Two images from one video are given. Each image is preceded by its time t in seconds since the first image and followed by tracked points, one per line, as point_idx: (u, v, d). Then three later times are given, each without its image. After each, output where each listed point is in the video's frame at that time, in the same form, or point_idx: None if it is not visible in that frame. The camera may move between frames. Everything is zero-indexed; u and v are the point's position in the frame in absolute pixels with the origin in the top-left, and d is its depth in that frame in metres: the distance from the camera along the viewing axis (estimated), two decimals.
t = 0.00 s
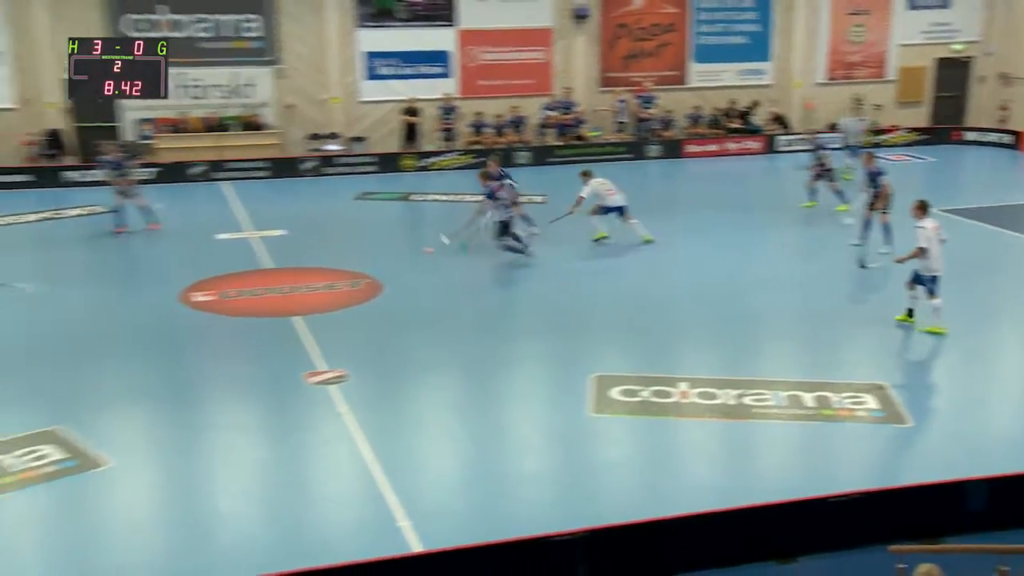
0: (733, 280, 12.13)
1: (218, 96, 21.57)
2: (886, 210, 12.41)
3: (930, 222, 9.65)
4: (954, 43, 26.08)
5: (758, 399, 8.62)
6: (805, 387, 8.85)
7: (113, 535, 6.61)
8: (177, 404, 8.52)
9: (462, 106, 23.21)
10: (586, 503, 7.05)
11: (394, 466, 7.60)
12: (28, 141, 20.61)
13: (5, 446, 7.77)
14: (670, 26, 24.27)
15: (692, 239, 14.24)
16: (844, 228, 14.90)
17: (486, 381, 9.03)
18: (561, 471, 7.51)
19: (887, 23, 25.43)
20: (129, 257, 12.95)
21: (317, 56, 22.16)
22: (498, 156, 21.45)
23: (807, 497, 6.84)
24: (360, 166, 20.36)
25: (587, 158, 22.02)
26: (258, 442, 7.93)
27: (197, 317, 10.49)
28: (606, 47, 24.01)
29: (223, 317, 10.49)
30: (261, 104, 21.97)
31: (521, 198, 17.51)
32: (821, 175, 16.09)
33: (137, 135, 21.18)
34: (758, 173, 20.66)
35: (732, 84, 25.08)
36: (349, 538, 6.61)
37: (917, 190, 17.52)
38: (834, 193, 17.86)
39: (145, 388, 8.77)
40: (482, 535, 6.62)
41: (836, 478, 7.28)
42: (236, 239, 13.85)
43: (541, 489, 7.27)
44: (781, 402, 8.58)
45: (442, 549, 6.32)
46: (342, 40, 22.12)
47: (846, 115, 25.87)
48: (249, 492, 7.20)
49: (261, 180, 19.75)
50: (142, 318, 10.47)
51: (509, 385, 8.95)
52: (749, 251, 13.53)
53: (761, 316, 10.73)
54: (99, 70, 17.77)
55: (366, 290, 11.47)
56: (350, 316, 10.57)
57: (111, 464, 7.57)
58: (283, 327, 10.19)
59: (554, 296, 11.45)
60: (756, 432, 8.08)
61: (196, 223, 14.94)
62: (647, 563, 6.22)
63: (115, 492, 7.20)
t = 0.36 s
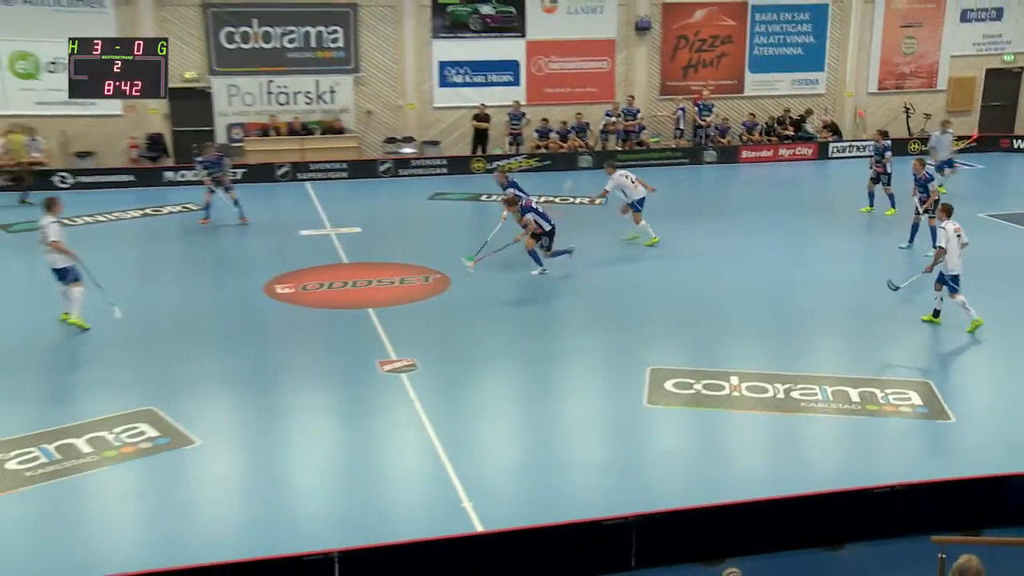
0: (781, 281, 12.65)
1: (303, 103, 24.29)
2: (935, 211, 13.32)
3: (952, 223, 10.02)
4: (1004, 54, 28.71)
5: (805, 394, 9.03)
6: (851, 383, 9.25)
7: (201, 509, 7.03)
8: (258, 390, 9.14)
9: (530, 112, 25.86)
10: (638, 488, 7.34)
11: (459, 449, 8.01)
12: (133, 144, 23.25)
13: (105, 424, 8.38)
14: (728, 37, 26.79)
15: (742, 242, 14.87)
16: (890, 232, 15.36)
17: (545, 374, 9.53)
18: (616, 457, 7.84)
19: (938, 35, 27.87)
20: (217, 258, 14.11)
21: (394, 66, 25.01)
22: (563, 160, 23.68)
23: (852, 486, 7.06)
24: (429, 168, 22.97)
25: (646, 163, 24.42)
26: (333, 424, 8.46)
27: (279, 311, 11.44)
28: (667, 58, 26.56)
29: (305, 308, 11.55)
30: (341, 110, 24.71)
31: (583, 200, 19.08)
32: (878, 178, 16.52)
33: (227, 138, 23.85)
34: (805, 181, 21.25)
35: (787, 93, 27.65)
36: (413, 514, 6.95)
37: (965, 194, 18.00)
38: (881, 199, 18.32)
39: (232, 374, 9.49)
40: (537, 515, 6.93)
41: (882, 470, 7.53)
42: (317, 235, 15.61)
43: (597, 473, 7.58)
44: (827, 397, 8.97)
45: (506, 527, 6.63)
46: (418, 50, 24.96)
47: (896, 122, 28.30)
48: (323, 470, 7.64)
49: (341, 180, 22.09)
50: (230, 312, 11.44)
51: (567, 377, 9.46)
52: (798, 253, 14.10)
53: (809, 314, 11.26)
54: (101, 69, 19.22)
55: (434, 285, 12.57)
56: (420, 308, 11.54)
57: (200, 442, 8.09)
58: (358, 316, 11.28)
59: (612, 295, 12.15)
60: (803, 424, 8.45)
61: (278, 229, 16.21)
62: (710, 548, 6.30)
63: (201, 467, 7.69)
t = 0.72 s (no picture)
0: (804, 283, 12.64)
1: (329, 104, 25.03)
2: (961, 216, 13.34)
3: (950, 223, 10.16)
4: None
5: (829, 396, 9.00)
6: (875, 386, 9.22)
7: (224, 507, 7.01)
8: (282, 389, 9.20)
9: (553, 114, 26.46)
10: (661, 489, 7.29)
11: (481, 448, 7.99)
12: (161, 144, 24.26)
13: (132, 421, 8.45)
14: (752, 39, 27.09)
15: (768, 243, 14.94)
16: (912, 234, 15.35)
17: (567, 375, 9.54)
18: (639, 458, 7.80)
19: (965, 37, 28.02)
20: (243, 256, 14.29)
21: (419, 66, 25.71)
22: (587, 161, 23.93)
23: (877, 489, 6.98)
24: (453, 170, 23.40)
25: (671, 164, 24.60)
26: (355, 423, 8.47)
27: (305, 311, 11.55)
28: (692, 60, 26.97)
29: (328, 307, 11.66)
30: (366, 111, 25.45)
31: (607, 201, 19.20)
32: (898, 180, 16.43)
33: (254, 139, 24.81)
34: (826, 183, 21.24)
35: (812, 95, 27.91)
36: (434, 512, 6.92)
37: (992, 196, 18.07)
38: (905, 201, 18.27)
39: (257, 373, 9.56)
40: (559, 514, 6.88)
41: (908, 473, 7.45)
42: (341, 235, 15.75)
43: (619, 474, 7.53)
44: (851, 400, 8.93)
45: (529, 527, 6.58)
46: (443, 51, 25.68)
47: (922, 124, 28.60)
48: (345, 468, 7.63)
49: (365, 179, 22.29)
50: (255, 312, 11.54)
51: (590, 377, 9.48)
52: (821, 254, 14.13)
53: (833, 315, 11.29)
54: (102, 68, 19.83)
55: (458, 285, 12.65)
56: (445, 308, 11.63)
57: (225, 440, 8.12)
58: (382, 316, 11.34)
59: (636, 295, 12.19)
60: (826, 426, 8.40)
61: (303, 228, 16.38)
62: (737, 549, 6.20)
63: (224, 464, 7.72)
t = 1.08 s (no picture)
0: (828, 285, 12.58)
1: (353, 104, 25.13)
2: (989, 218, 13.31)
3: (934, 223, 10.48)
4: None
5: (853, 399, 8.95)
6: (899, 388, 9.15)
7: (248, 506, 7.04)
8: (304, 388, 9.24)
9: (576, 114, 26.47)
10: (684, 491, 7.26)
11: (503, 448, 7.99)
12: (188, 144, 24.48)
13: (157, 419, 8.52)
14: (777, 39, 27.00)
15: (795, 244, 14.91)
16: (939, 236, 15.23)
17: (590, 376, 9.53)
18: (662, 459, 7.79)
19: (994, 37, 27.79)
20: (268, 255, 14.39)
21: (442, 67, 25.78)
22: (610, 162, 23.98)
23: (904, 493, 6.91)
24: (476, 170, 23.46)
25: (694, 165, 24.52)
26: (377, 422, 8.49)
27: (329, 310, 11.61)
28: (716, 60, 26.92)
29: (350, 307, 11.72)
30: (390, 111, 25.53)
31: (629, 202, 19.16)
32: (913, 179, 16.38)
33: (278, 139, 24.86)
34: (850, 184, 21.11)
35: (838, 96, 27.75)
36: (458, 512, 6.93)
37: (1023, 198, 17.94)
38: (931, 202, 18.11)
39: (280, 372, 9.62)
40: (582, 515, 6.87)
41: (934, 478, 7.38)
42: (364, 235, 15.84)
43: (642, 475, 7.51)
44: (875, 403, 8.87)
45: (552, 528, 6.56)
46: (467, 51, 25.72)
47: (949, 125, 28.42)
48: (368, 466, 7.66)
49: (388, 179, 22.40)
50: (278, 310, 11.61)
51: (612, 378, 9.48)
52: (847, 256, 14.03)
53: (857, 316, 11.25)
54: (101, 69, 23.71)
55: (480, 286, 12.65)
56: (468, 308, 11.65)
57: (248, 438, 8.17)
58: (404, 316, 11.36)
59: (659, 296, 12.17)
60: (850, 429, 8.34)
61: (327, 228, 16.49)
62: (763, 552, 6.12)
63: (249, 462, 7.76)
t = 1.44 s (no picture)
0: (838, 285, 12.56)
1: (361, 104, 25.17)
2: (996, 218, 13.32)
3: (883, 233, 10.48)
4: None
5: (861, 399, 8.92)
6: (907, 390, 9.12)
7: (255, 505, 7.03)
8: (310, 387, 9.25)
9: (584, 114, 26.50)
10: (692, 491, 7.24)
11: (510, 448, 7.98)
12: (196, 143, 24.56)
13: (164, 418, 8.52)
14: (786, 39, 26.96)
15: (804, 244, 14.89)
16: (947, 236, 15.21)
17: (597, 376, 9.52)
18: (670, 459, 7.77)
19: (1004, 37, 27.74)
20: (276, 254, 14.41)
21: (450, 66, 25.79)
22: (617, 162, 23.98)
23: (915, 494, 6.88)
24: (483, 170, 23.41)
25: (701, 166, 24.47)
26: (384, 421, 8.49)
27: (337, 309, 11.62)
28: (724, 60, 26.89)
29: (357, 306, 11.72)
30: (398, 110, 25.55)
31: (637, 202, 19.14)
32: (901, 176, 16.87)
33: (287, 139, 25.03)
34: (858, 184, 21.07)
35: (846, 96, 27.70)
36: (467, 511, 6.92)
37: None
38: (942, 203, 18.11)
39: (288, 371, 9.63)
40: (592, 516, 6.85)
41: (944, 479, 7.35)
42: (372, 234, 15.88)
43: (650, 475, 7.50)
44: (883, 403, 8.85)
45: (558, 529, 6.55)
46: (475, 51, 25.73)
47: (958, 125, 28.43)
48: (375, 466, 7.66)
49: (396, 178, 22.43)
50: (286, 310, 11.62)
51: (620, 378, 9.46)
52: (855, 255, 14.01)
53: (865, 316, 11.24)
54: (101, 69, 23.67)
55: (486, 286, 12.64)
56: (476, 308, 11.65)
57: (255, 437, 8.17)
58: (411, 316, 11.37)
59: (667, 296, 12.17)
60: (859, 430, 8.32)
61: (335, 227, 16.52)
62: (771, 552, 6.10)
63: (257, 461, 7.76)
